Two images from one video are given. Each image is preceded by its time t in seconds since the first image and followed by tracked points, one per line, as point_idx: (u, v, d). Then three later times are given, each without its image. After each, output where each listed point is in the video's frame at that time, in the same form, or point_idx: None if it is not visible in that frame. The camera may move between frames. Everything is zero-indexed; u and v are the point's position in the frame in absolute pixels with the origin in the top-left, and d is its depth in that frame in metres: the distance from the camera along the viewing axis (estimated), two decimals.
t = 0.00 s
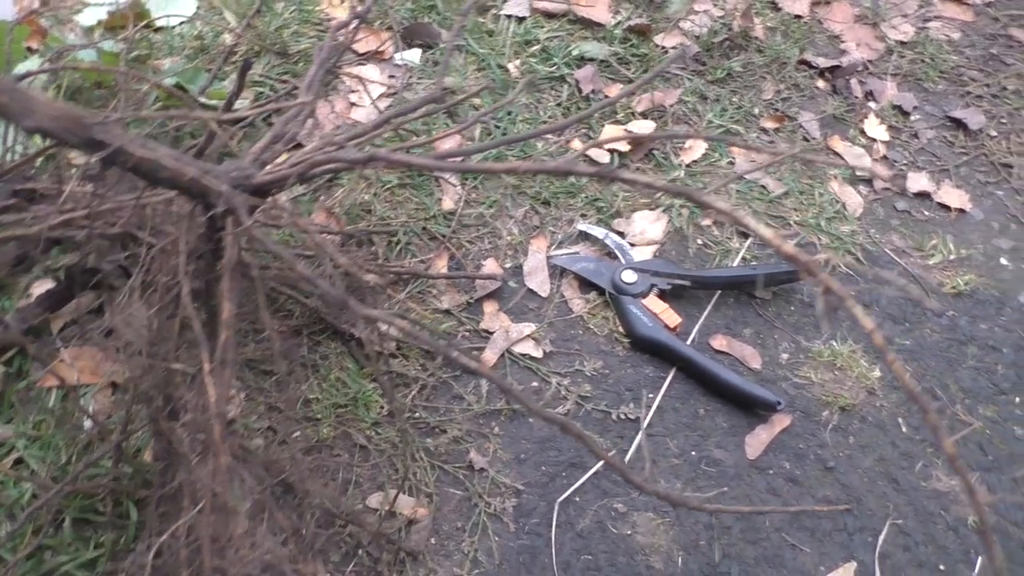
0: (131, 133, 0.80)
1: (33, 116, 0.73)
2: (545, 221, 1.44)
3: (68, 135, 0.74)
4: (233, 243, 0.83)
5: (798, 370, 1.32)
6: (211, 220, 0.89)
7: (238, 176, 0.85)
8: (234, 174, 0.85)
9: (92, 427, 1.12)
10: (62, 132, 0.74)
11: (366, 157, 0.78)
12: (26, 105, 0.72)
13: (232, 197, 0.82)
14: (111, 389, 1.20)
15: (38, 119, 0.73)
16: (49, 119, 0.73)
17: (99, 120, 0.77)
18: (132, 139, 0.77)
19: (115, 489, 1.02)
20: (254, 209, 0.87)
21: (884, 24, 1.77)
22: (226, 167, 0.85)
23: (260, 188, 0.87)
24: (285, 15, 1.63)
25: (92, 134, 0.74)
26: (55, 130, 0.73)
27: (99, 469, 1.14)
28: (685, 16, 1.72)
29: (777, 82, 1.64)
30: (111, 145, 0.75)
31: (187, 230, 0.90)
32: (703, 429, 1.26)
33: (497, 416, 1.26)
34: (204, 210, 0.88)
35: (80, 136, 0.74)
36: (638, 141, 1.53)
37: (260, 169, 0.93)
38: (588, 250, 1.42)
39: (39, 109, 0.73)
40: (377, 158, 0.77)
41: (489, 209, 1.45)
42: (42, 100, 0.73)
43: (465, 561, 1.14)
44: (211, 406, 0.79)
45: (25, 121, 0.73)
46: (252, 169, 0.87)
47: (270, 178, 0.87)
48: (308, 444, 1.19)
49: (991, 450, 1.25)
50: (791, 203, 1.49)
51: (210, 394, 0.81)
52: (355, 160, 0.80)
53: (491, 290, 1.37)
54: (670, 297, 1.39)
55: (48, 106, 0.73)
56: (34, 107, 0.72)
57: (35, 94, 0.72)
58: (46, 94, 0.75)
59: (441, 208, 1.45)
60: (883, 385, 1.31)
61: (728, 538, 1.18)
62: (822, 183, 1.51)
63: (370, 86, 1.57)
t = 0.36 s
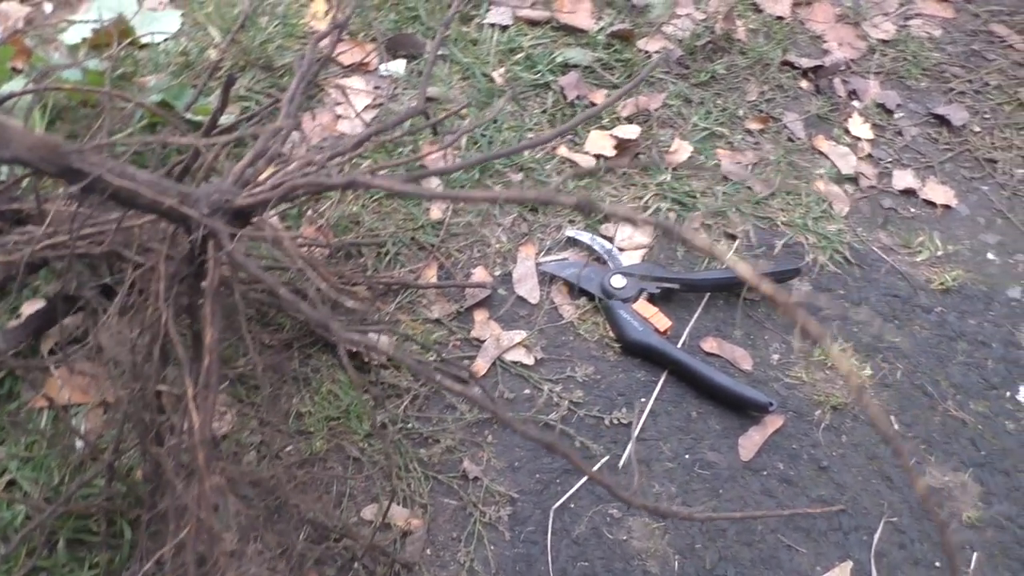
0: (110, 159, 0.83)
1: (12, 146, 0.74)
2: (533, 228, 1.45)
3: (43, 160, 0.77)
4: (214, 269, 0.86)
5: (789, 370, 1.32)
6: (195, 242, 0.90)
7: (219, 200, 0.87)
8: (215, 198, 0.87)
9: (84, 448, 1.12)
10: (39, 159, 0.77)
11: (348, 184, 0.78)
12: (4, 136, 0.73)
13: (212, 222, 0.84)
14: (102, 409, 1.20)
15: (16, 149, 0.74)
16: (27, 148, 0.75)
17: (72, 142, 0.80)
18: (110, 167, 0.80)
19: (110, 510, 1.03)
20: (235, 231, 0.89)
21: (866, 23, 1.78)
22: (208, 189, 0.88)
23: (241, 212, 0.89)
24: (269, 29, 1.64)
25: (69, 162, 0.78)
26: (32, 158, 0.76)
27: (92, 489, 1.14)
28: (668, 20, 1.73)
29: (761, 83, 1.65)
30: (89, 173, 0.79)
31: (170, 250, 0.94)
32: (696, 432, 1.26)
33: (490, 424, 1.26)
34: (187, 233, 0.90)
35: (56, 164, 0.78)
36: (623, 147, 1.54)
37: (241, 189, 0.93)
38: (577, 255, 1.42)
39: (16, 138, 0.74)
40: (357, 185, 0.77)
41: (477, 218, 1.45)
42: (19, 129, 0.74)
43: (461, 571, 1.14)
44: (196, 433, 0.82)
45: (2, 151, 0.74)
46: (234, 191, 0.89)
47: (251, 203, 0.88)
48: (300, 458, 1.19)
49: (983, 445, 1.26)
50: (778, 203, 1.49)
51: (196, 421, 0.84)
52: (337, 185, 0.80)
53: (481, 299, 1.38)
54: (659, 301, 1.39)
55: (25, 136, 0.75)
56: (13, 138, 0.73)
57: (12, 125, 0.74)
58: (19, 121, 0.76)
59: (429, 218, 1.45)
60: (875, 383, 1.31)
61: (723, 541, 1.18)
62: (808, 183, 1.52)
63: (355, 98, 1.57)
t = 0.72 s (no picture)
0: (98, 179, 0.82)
1: None
2: (526, 233, 1.45)
3: (28, 183, 0.76)
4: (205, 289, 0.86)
5: (783, 370, 1.33)
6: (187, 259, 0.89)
7: (209, 220, 0.86)
8: (206, 215, 0.86)
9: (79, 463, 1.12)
10: (24, 181, 0.76)
11: (340, 203, 0.77)
12: None
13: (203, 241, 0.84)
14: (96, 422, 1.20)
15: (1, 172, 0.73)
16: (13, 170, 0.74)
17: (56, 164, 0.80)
18: (97, 188, 0.79)
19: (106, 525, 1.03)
20: (226, 249, 0.88)
21: (852, 24, 1.79)
22: (197, 208, 0.86)
23: (233, 231, 0.87)
24: (257, 39, 1.64)
25: (54, 184, 0.77)
26: (16, 181, 0.75)
27: (87, 501, 1.13)
28: (655, 24, 1.74)
29: (749, 85, 1.66)
30: (77, 195, 0.78)
31: (162, 267, 0.93)
32: (692, 433, 1.26)
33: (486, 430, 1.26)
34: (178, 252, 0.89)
35: (42, 186, 0.77)
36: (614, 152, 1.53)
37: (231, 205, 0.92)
38: (570, 260, 1.43)
39: None
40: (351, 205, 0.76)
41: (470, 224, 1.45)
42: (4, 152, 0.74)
43: None
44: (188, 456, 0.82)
45: None
46: (226, 210, 0.88)
47: (241, 220, 0.86)
48: (297, 467, 1.19)
49: (975, 442, 1.27)
50: (768, 204, 1.50)
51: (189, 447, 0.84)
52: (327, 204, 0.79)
53: (475, 304, 1.38)
54: (653, 304, 1.40)
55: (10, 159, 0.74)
56: None
57: None
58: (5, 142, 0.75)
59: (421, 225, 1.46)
60: (867, 381, 1.32)
61: (721, 542, 1.18)
62: (797, 184, 1.53)
63: (345, 106, 1.57)
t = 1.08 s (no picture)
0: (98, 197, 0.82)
1: None
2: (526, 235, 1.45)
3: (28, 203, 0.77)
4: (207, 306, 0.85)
5: (786, 369, 1.33)
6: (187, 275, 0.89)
7: (210, 237, 0.86)
8: (205, 232, 0.85)
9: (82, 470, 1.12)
10: (24, 201, 0.76)
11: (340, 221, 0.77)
12: None
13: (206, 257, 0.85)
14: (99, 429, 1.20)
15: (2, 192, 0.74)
16: (13, 190, 0.75)
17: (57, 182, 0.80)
18: (97, 207, 0.80)
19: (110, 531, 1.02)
20: (227, 264, 0.87)
21: (847, 22, 1.80)
22: (198, 225, 0.86)
23: (234, 247, 0.86)
24: (254, 45, 1.64)
25: (54, 203, 0.77)
26: (16, 200, 0.76)
27: (91, 507, 1.13)
28: (651, 25, 1.74)
29: (746, 84, 1.67)
30: (76, 215, 0.79)
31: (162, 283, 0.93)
32: (695, 433, 1.26)
33: (490, 432, 1.26)
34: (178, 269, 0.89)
35: (42, 205, 0.77)
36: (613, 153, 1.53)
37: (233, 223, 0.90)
38: (570, 262, 1.43)
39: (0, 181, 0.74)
40: (351, 223, 0.76)
41: (471, 225, 1.45)
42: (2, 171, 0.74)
43: None
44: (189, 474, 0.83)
45: None
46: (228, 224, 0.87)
47: (243, 238, 0.85)
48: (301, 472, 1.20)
49: (979, 438, 1.27)
50: (768, 203, 1.50)
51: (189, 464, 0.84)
52: (326, 223, 0.78)
53: (477, 305, 1.38)
54: (654, 304, 1.40)
55: (10, 178, 0.74)
56: None
57: None
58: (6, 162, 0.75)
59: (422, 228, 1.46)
60: (869, 379, 1.32)
61: (726, 541, 1.18)
62: (796, 183, 1.53)
63: (344, 111, 1.56)
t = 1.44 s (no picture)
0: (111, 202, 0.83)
1: (10, 193, 0.73)
2: (534, 238, 1.45)
3: (42, 207, 0.77)
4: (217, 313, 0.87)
5: (793, 376, 1.33)
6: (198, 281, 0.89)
7: (223, 243, 0.87)
8: (216, 238, 0.87)
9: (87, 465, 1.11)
10: (39, 205, 0.76)
11: (353, 233, 0.79)
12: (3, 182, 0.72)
13: (219, 263, 0.87)
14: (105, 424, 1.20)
15: (17, 197, 0.74)
16: (28, 195, 0.75)
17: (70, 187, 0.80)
18: (111, 213, 0.80)
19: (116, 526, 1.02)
20: (239, 268, 0.90)
21: (856, 29, 1.80)
22: (210, 231, 0.88)
23: (246, 253, 0.88)
24: (263, 45, 1.64)
25: (68, 208, 0.78)
26: (30, 204, 0.75)
27: (97, 502, 1.13)
28: (659, 29, 1.74)
29: (754, 90, 1.67)
30: (91, 219, 0.79)
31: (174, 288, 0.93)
32: (702, 438, 1.26)
33: (496, 435, 1.25)
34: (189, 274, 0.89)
35: (57, 210, 0.77)
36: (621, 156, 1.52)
37: (245, 229, 0.93)
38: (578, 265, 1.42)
39: (15, 184, 0.74)
40: (364, 234, 0.78)
41: (478, 228, 1.44)
42: (19, 174, 0.74)
43: None
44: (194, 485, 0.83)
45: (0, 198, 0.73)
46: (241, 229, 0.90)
47: (256, 246, 0.88)
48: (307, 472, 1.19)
49: (985, 448, 1.26)
50: (776, 209, 1.50)
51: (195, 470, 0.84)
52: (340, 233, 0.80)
53: (484, 307, 1.37)
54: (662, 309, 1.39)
55: (25, 182, 0.74)
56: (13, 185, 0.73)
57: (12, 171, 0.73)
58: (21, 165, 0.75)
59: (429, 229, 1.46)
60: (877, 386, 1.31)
61: (731, 547, 1.18)
62: (804, 189, 1.53)
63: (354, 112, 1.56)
